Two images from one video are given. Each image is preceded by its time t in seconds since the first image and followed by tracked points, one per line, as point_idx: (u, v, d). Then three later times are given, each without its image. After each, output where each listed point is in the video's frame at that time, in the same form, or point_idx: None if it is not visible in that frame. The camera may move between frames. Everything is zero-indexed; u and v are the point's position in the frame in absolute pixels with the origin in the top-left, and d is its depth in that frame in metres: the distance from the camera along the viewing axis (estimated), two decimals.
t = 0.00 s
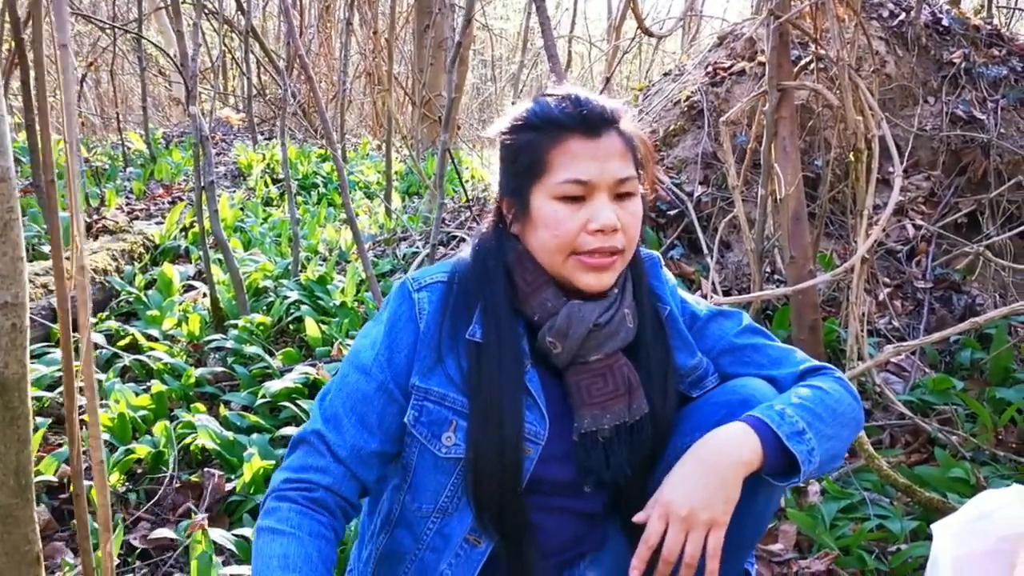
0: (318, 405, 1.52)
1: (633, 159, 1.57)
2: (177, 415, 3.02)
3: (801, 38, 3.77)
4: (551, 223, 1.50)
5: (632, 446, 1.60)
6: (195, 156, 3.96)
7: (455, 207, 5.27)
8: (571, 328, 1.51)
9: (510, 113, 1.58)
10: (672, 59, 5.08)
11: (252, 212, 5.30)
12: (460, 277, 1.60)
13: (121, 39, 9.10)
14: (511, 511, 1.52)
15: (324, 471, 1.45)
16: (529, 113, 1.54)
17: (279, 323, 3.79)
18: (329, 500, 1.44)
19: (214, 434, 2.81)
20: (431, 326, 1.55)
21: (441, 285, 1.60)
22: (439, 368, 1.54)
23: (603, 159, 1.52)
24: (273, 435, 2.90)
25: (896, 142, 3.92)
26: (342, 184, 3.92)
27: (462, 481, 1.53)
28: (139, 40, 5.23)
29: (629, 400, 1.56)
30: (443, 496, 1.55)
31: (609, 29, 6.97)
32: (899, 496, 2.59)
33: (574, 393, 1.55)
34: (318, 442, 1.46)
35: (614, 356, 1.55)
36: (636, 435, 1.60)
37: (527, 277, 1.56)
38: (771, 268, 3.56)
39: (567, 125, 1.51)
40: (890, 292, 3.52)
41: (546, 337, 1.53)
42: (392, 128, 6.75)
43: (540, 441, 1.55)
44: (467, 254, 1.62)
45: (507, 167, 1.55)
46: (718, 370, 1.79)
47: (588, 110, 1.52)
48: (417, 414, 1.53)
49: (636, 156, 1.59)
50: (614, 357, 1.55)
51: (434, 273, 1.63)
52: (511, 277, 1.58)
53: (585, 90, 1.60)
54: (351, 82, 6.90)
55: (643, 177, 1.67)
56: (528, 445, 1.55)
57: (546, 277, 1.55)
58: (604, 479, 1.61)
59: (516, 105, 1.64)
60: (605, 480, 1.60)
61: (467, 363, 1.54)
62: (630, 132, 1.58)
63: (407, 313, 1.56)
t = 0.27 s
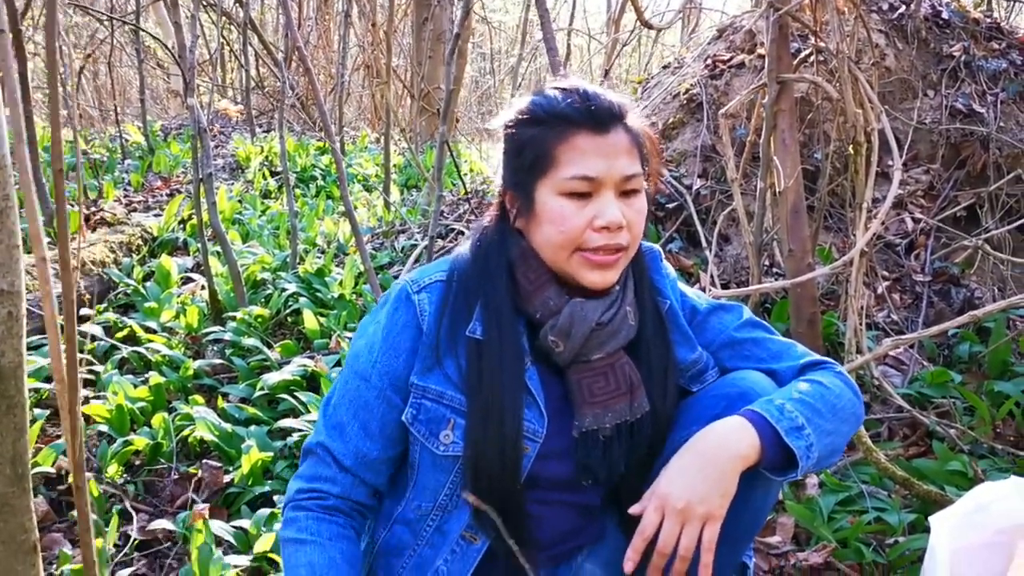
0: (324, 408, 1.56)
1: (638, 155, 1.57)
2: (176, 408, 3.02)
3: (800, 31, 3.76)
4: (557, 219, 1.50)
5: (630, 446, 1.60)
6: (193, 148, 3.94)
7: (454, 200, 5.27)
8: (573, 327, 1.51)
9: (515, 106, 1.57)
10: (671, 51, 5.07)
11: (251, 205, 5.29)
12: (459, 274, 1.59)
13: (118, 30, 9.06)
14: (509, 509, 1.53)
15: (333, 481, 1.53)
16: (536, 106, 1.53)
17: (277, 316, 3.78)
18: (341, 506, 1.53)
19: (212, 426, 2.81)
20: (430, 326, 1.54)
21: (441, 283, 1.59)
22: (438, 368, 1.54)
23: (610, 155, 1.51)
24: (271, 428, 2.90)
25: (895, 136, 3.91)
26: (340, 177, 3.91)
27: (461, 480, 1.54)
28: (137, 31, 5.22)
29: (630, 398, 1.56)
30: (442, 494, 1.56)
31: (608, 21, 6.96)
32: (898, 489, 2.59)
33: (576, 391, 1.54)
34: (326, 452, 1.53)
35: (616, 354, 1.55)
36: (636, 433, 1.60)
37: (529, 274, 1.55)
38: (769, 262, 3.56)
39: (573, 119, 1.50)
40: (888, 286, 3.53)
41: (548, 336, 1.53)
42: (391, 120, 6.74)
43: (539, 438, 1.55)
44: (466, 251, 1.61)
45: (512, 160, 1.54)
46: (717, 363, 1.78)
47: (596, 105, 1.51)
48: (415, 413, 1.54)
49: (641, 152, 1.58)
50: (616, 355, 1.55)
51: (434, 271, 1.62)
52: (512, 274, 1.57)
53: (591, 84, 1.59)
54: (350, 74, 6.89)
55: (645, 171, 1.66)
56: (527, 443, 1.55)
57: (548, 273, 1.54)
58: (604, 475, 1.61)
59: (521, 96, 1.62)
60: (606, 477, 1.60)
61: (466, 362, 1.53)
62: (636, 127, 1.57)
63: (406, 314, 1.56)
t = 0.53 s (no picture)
0: (317, 398, 1.57)
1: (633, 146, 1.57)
2: (172, 401, 3.01)
3: (799, 24, 3.74)
4: (554, 210, 1.49)
5: (623, 438, 1.60)
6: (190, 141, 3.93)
7: (452, 193, 5.26)
8: (566, 318, 1.50)
9: (509, 97, 1.56)
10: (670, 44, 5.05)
11: (248, 198, 5.28)
12: (451, 265, 1.58)
13: (116, 22, 9.03)
14: (501, 501, 1.52)
15: (328, 469, 1.55)
16: (530, 96, 1.52)
17: (275, 309, 3.78)
18: (338, 492, 1.56)
19: (208, 419, 2.81)
20: (421, 317, 1.54)
21: (432, 275, 1.59)
22: (427, 359, 1.53)
23: (605, 145, 1.51)
24: (267, 421, 2.89)
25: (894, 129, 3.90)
26: (337, 170, 3.90)
27: (451, 471, 1.53)
28: (134, 23, 5.20)
29: (622, 389, 1.56)
30: (434, 486, 1.55)
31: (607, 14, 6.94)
32: (894, 483, 2.59)
33: (568, 382, 1.54)
34: (320, 441, 1.55)
35: (609, 345, 1.55)
36: (628, 424, 1.60)
37: (522, 265, 1.54)
38: (767, 255, 3.55)
39: (568, 109, 1.50)
40: (886, 280, 3.52)
41: (541, 327, 1.52)
42: (389, 113, 6.72)
43: (530, 430, 1.54)
44: (458, 242, 1.60)
45: (506, 152, 1.53)
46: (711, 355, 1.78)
47: (591, 95, 1.51)
48: (405, 404, 1.52)
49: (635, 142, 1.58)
50: (609, 346, 1.54)
51: (426, 263, 1.61)
52: (505, 265, 1.56)
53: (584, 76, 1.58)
54: (348, 67, 6.86)
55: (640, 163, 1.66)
56: (518, 435, 1.54)
57: (542, 265, 1.53)
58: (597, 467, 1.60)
59: (514, 88, 1.61)
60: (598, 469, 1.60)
61: (456, 352, 1.52)
62: (630, 118, 1.57)
63: (397, 306, 1.55)
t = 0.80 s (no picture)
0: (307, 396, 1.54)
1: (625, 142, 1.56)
2: (167, 400, 3.01)
3: (796, 23, 3.74)
4: (547, 207, 1.48)
5: (617, 435, 1.60)
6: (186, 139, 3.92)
7: (448, 192, 5.26)
8: (560, 313, 1.50)
9: (501, 95, 1.55)
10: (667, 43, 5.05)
11: (244, 197, 5.27)
12: (444, 261, 1.58)
13: (113, 21, 9.01)
14: (493, 498, 1.51)
15: (317, 467, 1.51)
16: (522, 93, 1.51)
17: (270, 308, 3.77)
18: (325, 493, 1.52)
19: (203, 418, 2.80)
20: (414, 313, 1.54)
21: (425, 271, 1.58)
22: (420, 355, 1.53)
23: (598, 141, 1.50)
24: (262, 420, 2.89)
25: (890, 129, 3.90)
26: (334, 169, 3.90)
27: (444, 467, 1.52)
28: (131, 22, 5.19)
29: (616, 385, 1.56)
30: (426, 482, 1.54)
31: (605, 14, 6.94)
32: (889, 483, 2.59)
33: (562, 378, 1.54)
34: (309, 439, 1.51)
35: (602, 341, 1.54)
36: (622, 421, 1.60)
37: (515, 261, 1.54)
38: (763, 255, 3.55)
39: (562, 107, 1.49)
40: (883, 280, 3.52)
41: (534, 323, 1.52)
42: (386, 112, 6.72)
43: (525, 427, 1.54)
44: (451, 239, 1.60)
45: (498, 149, 1.53)
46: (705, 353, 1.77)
47: (583, 91, 1.51)
48: (398, 400, 1.52)
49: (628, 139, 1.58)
50: (603, 342, 1.54)
51: (419, 260, 1.61)
52: (498, 261, 1.56)
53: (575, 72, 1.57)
54: (345, 66, 6.85)
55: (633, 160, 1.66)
56: (512, 431, 1.53)
57: (536, 261, 1.53)
58: (591, 464, 1.61)
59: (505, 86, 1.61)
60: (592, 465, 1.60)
61: (450, 348, 1.52)
62: (622, 114, 1.57)
63: (390, 303, 1.55)
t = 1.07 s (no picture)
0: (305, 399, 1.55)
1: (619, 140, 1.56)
2: (163, 398, 3.00)
3: (793, 21, 3.74)
4: (541, 207, 1.48)
5: (612, 432, 1.60)
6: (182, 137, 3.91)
7: (446, 189, 5.25)
8: (554, 313, 1.49)
9: (492, 94, 1.54)
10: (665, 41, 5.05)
11: (241, 194, 5.27)
12: (438, 261, 1.57)
13: (110, 18, 9.00)
14: (488, 498, 1.51)
15: (316, 470, 1.52)
16: (514, 93, 1.50)
17: (267, 305, 3.76)
18: (325, 494, 1.52)
19: (199, 417, 2.79)
20: (408, 313, 1.53)
21: (419, 271, 1.57)
22: (415, 355, 1.52)
23: (591, 140, 1.50)
24: (258, 418, 2.88)
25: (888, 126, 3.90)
26: (330, 166, 3.89)
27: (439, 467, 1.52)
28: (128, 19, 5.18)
29: (611, 384, 1.55)
30: (422, 482, 1.54)
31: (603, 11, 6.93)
32: (886, 481, 2.59)
33: (556, 377, 1.53)
34: (309, 442, 1.52)
35: (597, 340, 1.54)
36: (617, 420, 1.60)
37: (509, 261, 1.53)
38: (761, 253, 3.55)
39: (554, 106, 1.49)
40: (880, 277, 3.52)
41: (529, 322, 1.51)
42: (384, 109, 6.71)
43: (519, 426, 1.54)
44: (445, 238, 1.59)
45: (491, 149, 1.52)
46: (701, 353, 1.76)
47: (575, 90, 1.50)
48: (393, 401, 1.51)
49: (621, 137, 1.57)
50: (597, 341, 1.54)
51: (413, 259, 1.60)
52: (492, 260, 1.55)
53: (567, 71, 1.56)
54: (342, 63, 6.84)
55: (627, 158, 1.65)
56: (507, 430, 1.53)
57: (530, 260, 1.53)
58: (587, 463, 1.62)
59: (498, 85, 1.60)
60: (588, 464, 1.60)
61: (444, 348, 1.51)
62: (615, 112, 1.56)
63: (384, 303, 1.54)
